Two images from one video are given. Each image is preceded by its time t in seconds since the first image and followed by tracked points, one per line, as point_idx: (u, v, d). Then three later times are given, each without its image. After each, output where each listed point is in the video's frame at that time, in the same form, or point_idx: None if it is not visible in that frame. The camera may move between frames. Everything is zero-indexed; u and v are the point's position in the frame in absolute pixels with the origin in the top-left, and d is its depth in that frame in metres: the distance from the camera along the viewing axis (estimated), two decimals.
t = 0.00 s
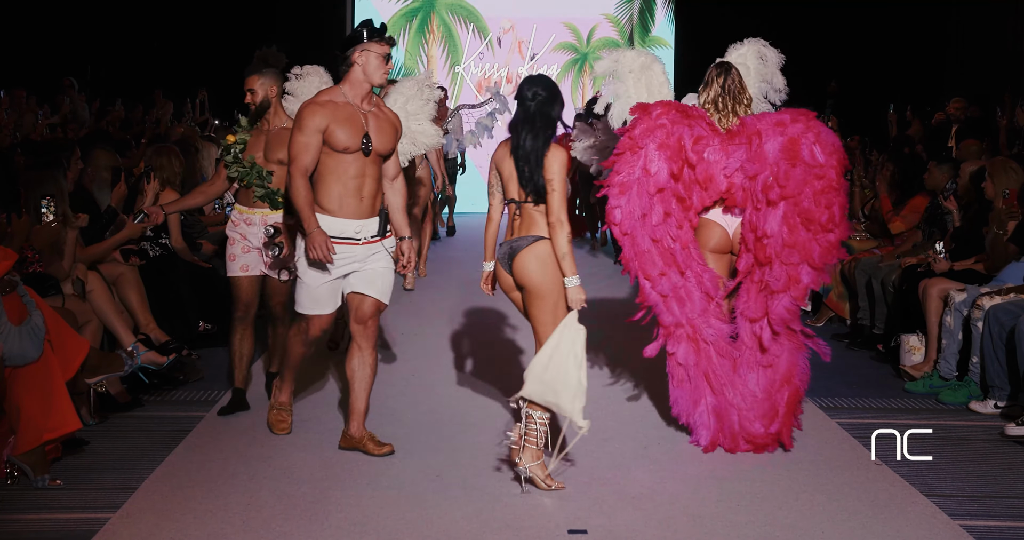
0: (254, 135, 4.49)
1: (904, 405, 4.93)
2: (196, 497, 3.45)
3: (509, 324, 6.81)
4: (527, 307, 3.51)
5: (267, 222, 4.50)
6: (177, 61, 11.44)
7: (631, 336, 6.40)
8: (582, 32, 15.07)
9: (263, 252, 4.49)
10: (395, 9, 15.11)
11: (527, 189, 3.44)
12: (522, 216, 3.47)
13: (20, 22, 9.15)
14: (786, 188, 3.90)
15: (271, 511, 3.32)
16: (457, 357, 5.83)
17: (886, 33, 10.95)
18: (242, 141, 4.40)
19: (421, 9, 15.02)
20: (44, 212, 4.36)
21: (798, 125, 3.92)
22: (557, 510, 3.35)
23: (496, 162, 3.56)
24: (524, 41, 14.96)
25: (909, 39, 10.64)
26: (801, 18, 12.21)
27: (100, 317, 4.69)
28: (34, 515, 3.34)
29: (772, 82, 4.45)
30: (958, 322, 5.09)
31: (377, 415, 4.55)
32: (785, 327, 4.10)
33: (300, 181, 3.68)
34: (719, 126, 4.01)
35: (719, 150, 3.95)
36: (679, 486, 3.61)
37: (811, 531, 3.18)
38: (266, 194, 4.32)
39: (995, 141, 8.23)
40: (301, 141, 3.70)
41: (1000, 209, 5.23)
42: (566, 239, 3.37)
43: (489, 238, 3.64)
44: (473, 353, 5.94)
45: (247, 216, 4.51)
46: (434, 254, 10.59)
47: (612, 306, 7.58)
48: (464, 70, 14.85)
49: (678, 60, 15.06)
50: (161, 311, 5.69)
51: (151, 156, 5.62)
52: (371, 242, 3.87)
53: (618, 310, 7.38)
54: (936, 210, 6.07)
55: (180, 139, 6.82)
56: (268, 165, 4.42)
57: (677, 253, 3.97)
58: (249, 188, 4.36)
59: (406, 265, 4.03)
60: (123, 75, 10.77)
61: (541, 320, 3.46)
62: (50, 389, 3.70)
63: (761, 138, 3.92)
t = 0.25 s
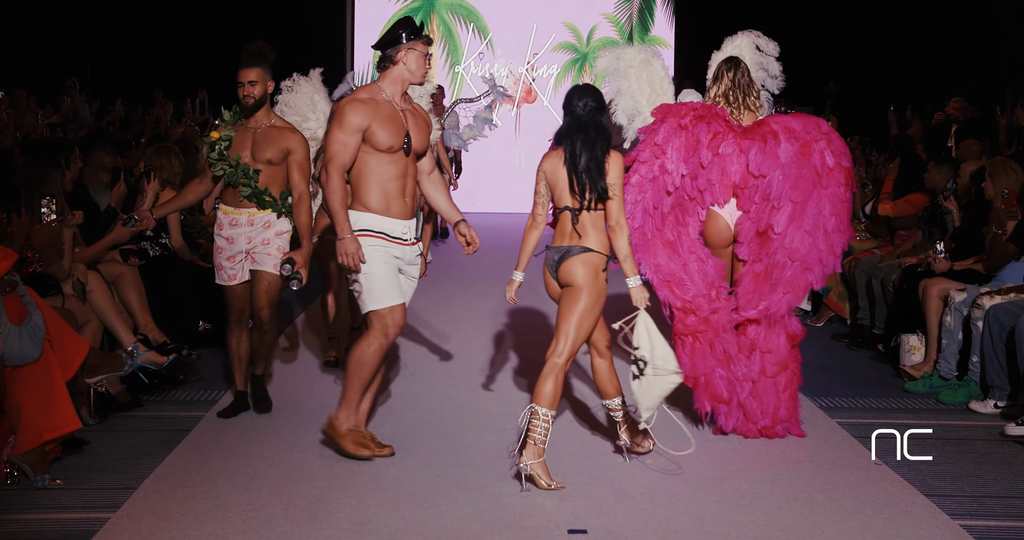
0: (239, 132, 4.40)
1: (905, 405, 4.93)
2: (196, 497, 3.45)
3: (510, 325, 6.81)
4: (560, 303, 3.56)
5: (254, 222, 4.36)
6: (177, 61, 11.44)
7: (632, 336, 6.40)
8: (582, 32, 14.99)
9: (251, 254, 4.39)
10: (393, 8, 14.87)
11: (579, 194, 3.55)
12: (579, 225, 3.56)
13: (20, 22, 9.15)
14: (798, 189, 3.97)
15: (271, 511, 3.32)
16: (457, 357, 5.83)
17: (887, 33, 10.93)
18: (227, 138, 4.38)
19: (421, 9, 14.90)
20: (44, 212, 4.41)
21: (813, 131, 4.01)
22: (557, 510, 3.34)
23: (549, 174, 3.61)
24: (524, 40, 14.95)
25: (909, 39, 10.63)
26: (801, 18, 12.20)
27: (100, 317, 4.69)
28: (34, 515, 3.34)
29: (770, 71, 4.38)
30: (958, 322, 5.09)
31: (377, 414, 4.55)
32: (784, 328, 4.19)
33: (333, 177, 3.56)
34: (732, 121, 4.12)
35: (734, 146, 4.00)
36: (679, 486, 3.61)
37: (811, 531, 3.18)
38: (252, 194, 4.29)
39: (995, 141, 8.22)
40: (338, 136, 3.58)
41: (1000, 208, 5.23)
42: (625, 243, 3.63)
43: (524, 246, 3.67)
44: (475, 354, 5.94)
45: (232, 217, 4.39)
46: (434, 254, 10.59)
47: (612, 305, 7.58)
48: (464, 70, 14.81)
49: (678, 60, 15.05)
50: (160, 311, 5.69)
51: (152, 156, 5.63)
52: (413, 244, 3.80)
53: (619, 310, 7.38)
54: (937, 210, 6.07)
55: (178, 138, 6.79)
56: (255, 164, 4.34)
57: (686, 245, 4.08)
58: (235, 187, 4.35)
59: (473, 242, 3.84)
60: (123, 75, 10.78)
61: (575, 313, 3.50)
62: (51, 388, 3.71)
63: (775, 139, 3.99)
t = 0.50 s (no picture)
0: (236, 136, 4.28)
1: (905, 405, 4.92)
2: (196, 497, 3.45)
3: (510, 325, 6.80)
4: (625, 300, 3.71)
5: (248, 231, 4.23)
6: (177, 60, 11.43)
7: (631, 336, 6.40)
8: (582, 32, 14.98)
9: (244, 265, 4.26)
10: (393, 9, 14.72)
11: (621, 186, 3.66)
12: (625, 221, 3.65)
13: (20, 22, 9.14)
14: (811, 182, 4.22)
15: (271, 511, 3.32)
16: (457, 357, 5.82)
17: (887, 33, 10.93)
18: (224, 142, 4.27)
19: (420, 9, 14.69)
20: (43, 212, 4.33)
21: (819, 126, 4.26)
22: (557, 510, 3.34)
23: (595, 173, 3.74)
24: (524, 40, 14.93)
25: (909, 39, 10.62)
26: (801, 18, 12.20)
27: (100, 317, 4.69)
28: (34, 514, 3.34)
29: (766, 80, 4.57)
30: (958, 322, 5.08)
31: (377, 414, 4.54)
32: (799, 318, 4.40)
33: (388, 183, 3.49)
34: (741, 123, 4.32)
35: (744, 148, 4.20)
36: (678, 486, 3.61)
37: (811, 531, 3.18)
38: (247, 202, 4.17)
39: (995, 141, 8.22)
40: (389, 143, 3.49)
41: (999, 208, 5.23)
42: (674, 230, 3.61)
43: (580, 243, 3.84)
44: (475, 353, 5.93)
45: (227, 226, 4.27)
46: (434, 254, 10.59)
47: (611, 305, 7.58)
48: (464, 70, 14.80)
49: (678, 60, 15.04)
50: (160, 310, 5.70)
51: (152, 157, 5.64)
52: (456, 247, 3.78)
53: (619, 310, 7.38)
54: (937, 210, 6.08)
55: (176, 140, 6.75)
56: (251, 172, 4.21)
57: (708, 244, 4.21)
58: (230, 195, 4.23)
59: (517, 239, 3.86)
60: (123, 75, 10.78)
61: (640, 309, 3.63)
62: (51, 389, 3.70)
63: (785, 135, 4.23)
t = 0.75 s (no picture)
0: (249, 132, 4.09)
1: (905, 405, 4.92)
2: (196, 497, 3.45)
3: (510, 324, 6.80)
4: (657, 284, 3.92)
5: (264, 231, 4.09)
6: (177, 60, 11.43)
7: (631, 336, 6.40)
8: (582, 32, 14.99)
9: (254, 265, 4.09)
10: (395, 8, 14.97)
11: (651, 178, 3.81)
12: (655, 213, 3.82)
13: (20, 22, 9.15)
14: (809, 184, 4.31)
15: (271, 511, 3.31)
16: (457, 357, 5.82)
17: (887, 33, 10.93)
18: (238, 138, 4.06)
19: (421, 8, 14.89)
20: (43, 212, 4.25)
21: (816, 131, 4.34)
22: (557, 510, 3.34)
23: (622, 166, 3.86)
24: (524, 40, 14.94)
25: (909, 39, 10.63)
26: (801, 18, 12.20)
27: (99, 316, 4.69)
28: (34, 515, 3.34)
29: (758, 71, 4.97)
30: (958, 322, 5.08)
31: (377, 414, 4.54)
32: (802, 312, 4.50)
33: (482, 189, 3.45)
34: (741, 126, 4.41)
35: (745, 150, 4.30)
36: (678, 486, 3.60)
37: (811, 531, 3.17)
38: (264, 200, 4.01)
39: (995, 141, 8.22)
40: (478, 149, 3.45)
41: (999, 208, 5.23)
42: (701, 223, 3.79)
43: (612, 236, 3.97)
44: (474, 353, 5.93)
45: (240, 224, 4.09)
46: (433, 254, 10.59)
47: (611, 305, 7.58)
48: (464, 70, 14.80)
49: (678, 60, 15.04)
50: (159, 310, 5.71)
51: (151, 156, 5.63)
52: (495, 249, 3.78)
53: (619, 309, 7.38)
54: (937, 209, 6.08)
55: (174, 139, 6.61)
56: (267, 168, 4.05)
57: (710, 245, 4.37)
58: (245, 193, 4.06)
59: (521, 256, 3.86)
60: (123, 75, 10.78)
61: (673, 294, 3.88)
62: (51, 389, 3.70)
63: (783, 141, 4.31)
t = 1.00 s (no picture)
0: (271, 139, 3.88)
1: (905, 405, 4.92)
2: (196, 497, 3.45)
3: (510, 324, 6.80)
4: (693, 286, 4.10)
5: (292, 240, 3.89)
6: (177, 61, 11.44)
7: (631, 336, 6.40)
8: (582, 32, 15.07)
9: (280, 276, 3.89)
10: (394, 9, 15.02)
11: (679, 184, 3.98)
12: (689, 216, 3.98)
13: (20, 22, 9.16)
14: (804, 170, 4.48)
15: (270, 511, 3.31)
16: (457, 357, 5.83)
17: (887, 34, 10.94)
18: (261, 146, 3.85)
19: (421, 9, 14.89)
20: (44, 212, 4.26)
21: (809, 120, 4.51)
22: (557, 510, 3.34)
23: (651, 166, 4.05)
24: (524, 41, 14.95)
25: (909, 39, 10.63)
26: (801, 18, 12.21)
27: (99, 316, 4.69)
28: (34, 514, 3.34)
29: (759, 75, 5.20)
30: (958, 321, 5.08)
31: (377, 415, 4.54)
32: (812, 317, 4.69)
33: (563, 187, 3.58)
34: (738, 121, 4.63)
35: (740, 143, 4.53)
36: (678, 486, 3.60)
37: (811, 531, 3.17)
38: (295, 209, 3.85)
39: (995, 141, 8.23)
40: (550, 148, 3.56)
41: (998, 208, 5.23)
42: (737, 229, 3.98)
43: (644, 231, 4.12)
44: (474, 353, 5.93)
45: (265, 232, 3.87)
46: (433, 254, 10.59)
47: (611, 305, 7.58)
48: (464, 70, 14.81)
49: (678, 60, 15.05)
50: (160, 310, 5.73)
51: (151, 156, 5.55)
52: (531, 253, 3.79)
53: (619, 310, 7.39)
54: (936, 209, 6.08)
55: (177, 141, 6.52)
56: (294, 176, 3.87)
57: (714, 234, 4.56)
58: (270, 201, 3.84)
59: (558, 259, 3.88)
60: (124, 75, 10.79)
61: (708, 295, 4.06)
62: (51, 389, 3.70)
63: (778, 130, 4.50)
